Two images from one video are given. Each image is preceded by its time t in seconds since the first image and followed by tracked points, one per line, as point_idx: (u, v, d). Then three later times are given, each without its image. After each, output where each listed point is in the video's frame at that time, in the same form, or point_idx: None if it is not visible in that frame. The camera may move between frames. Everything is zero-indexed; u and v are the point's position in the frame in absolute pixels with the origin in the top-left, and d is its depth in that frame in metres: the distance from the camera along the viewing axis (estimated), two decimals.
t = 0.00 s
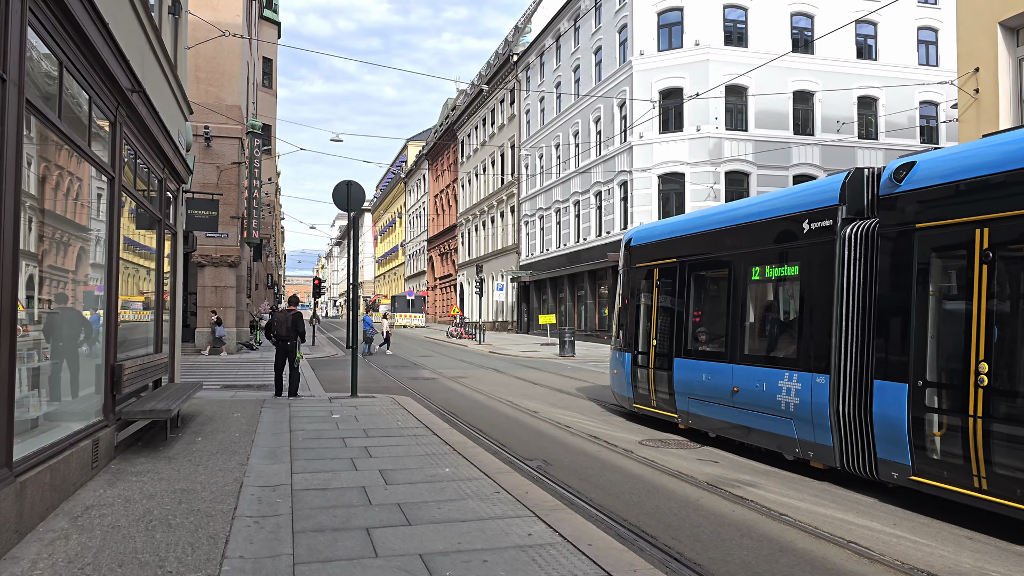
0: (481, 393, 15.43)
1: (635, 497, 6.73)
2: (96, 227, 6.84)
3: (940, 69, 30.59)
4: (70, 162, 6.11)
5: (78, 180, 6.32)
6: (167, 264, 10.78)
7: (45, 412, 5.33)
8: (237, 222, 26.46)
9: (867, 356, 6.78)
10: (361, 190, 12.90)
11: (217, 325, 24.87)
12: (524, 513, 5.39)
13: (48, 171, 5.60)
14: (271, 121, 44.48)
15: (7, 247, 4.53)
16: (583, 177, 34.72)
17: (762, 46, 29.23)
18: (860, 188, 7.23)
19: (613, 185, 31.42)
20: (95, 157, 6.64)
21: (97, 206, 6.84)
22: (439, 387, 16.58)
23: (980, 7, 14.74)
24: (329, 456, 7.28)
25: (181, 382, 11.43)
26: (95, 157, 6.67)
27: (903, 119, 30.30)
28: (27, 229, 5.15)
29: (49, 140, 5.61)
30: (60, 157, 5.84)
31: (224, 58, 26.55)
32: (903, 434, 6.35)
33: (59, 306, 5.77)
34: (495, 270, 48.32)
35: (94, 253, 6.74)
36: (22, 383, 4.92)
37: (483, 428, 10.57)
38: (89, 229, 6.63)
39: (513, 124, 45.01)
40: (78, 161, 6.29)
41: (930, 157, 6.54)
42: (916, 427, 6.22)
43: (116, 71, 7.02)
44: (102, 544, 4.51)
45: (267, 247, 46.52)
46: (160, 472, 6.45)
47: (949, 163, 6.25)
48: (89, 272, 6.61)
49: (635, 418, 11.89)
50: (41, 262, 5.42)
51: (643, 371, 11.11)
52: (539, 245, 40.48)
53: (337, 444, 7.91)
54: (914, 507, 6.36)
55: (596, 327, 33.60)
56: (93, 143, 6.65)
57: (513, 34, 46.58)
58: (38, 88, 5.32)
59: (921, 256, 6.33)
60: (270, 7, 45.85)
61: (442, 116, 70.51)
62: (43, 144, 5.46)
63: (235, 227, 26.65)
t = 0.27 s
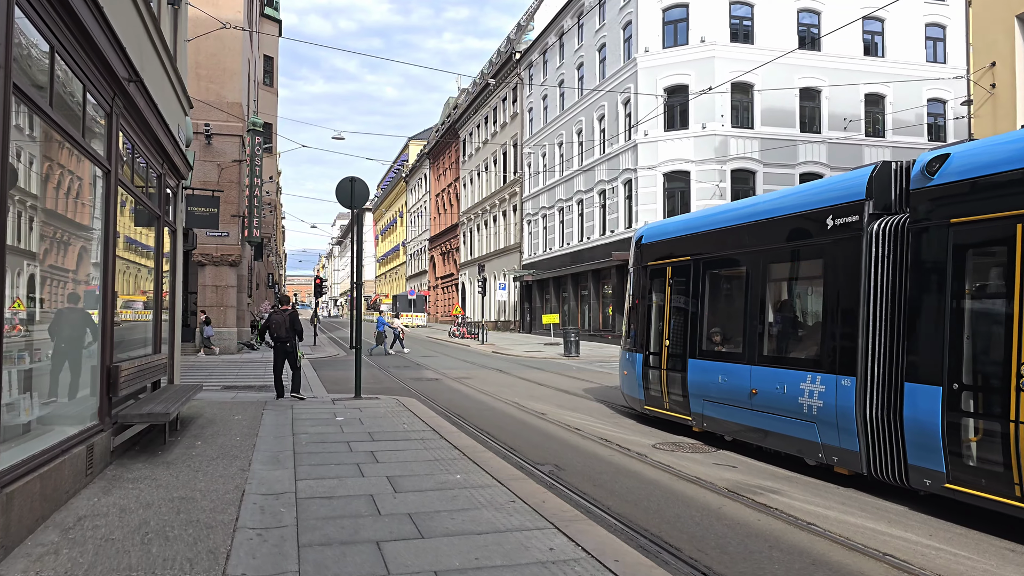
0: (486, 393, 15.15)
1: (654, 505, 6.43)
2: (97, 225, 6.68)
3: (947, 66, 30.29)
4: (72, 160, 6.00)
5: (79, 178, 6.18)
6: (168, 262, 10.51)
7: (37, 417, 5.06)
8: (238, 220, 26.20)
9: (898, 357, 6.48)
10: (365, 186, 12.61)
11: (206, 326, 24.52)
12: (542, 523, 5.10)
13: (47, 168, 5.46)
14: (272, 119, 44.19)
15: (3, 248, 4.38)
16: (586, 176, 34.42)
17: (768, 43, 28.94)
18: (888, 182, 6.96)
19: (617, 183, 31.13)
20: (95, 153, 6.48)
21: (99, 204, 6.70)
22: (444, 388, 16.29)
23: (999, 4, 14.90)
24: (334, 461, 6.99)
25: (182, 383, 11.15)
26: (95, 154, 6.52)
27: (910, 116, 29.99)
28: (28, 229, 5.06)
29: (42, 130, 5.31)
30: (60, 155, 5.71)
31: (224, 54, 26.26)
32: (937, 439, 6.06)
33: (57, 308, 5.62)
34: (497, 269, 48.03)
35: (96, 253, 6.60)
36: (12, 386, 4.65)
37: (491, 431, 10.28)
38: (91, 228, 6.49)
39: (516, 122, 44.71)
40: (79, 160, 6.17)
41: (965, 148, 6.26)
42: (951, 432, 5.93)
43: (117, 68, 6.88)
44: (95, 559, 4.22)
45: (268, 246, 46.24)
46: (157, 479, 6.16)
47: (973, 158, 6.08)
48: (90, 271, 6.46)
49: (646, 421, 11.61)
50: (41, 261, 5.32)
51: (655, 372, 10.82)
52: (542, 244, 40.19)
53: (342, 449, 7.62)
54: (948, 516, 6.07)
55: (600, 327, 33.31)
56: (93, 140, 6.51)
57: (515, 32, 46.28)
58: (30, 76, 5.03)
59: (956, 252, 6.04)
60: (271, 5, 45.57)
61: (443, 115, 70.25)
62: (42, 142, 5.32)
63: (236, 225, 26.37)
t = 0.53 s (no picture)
0: (491, 395, 14.85)
1: (674, 513, 6.12)
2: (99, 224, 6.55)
3: (955, 64, 29.96)
4: (75, 160, 5.94)
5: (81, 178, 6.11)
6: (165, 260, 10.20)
7: (24, 422, 4.77)
8: (238, 219, 25.95)
9: (930, 359, 6.18)
10: (368, 183, 12.32)
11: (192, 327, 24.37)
12: (559, 536, 4.78)
13: (48, 167, 5.40)
14: (272, 117, 43.90)
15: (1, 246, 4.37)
16: (590, 174, 34.11)
17: (774, 40, 28.62)
18: (917, 175, 6.66)
19: (621, 182, 30.82)
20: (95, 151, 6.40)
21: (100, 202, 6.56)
22: (448, 389, 15.98)
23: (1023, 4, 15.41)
24: (337, 468, 6.68)
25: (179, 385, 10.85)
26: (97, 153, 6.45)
27: (917, 114, 29.66)
28: (29, 228, 5.05)
29: (28, 119, 4.98)
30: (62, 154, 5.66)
31: (224, 51, 25.95)
32: (972, 445, 5.75)
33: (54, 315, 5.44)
34: (499, 269, 47.72)
35: (98, 251, 6.46)
36: None
37: (498, 434, 9.99)
38: (93, 227, 6.37)
39: (518, 121, 44.42)
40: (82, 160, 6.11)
41: (1001, 139, 5.96)
42: (989, 438, 5.63)
43: (110, 56, 6.56)
44: None
45: (269, 246, 45.96)
46: (152, 487, 5.86)
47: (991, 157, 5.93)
48: (91, 270, 6.31)
49: (656, 423, 11.32)
50: (43, 261, 5.28)
51: (666, 374, 10.52)
52: (545, 243, 39.89)
53: (345, 454, 7.32)
54: (984, 526, 5.76)
55: (604, 327, 33.00)
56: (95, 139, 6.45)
57: (518, 30, 45.97)
58: (14, 61, 4.70)
59: (994, 249, 5.74)
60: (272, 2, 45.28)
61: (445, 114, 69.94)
62: (44, 141, 5.28)
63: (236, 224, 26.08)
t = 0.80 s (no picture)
0: (495, 397, 14.55)
1: (694, 526, 5.82)
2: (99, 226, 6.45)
3: (963, 61, 29.62)
4: (76, 162, 5.92)
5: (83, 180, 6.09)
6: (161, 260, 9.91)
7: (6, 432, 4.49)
8: (238, 218, 25.68)
9: (964, 364, 5.87)
10: (370, 181, 12.00)
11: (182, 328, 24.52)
12: (577, 554, 4.47)
13: (47, 167, 5.37)
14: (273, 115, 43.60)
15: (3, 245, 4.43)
16: (593, 172, 33.81)
17: (780, 37, 28.28)
18: (946, 171, 6.36)
19: (625, 180, 30.52)
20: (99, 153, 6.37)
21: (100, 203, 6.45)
22: (451, 391, 15.68)
23: None
24: (339, 477, 6.37)
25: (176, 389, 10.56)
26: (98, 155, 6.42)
27: (924, 112, 29.30)
28: (30, 228, 5.08)
29: (5, 110, 4.64)
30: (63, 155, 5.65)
31: (224, 48, 25.64)
32: (1009, 456, 5.44)
33: (42, 318, 5.20)
34: (501, 268, 47.43)
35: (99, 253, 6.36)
36: None
37: (504, 439, 9.69)
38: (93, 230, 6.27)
39: (520, 119, 44.09)
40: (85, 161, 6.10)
41: None
42: None
43: (100, 45, 6.19)
44: None
45: (269, 245, 45.70)
46: (144, 500, 5.55)
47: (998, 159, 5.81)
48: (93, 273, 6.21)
49: (666, 427, 11.02)
50: (42, 261, 5.24)
51: (677, 377, 10.22)
52: (547, 243, 39.59)
53: (348, 462, 7.01)
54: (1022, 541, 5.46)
55: (607, 327, 32.71)
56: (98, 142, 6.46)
57: (520, 28, 45.64)
58: None
59: None
60: None
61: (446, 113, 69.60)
62: (44, 141, 5.27)
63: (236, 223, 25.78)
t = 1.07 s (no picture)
0: (500, 398, 14.26)
1: (715, 536, 5.52)
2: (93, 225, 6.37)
3: (969, 57, 29.31)
4: (64, 153, 5.63)
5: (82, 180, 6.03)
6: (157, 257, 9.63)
7: None
8: (237, 216, 25.30)
9: (1001, 364, 5.56)
10: (372, 176, 11.69)
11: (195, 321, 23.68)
12: (597, 568, 4.17)
13: (46, 166, 5.31)
14: (273, 114, 43.30)
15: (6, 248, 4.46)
16: (595, 171, 33.53)
17: (785, 33, 27.97)
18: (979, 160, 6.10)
19: (628, 179, 30.24)
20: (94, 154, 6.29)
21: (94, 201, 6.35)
22: (454, 392, 15.38)
23: None
24: (341, 484, 6.08)
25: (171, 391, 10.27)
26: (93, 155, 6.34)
27: (930, 109, 29.00)
28: (29, 228, 4.99)
29: None
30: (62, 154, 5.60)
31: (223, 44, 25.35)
32: None
33: (31, 316, 4.97)
34: (502, 268, 47.15)
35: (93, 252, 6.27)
36: None
37: (511, 441, 9.39)
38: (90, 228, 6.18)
39: (522, 118, 43.79)
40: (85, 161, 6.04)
41: None
42: None
43: (89, 27, 5.88)
44: None
45: (269, 244, 45.41)
46: (135, 508, 5.25)
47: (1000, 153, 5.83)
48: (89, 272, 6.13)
49: (677, 429, 10.72)
50: (41, 261, 5.15)
51: (689, 378, 9.91)
52: (549, 242, 39.30)
53: (350, 467, 6.71)
54: None
55: (610, 327, 32.42)
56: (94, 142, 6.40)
57: (521, 26, 45.35)
58: None
59: None
60: None
61: (446, 112, 69.31)
62: (42, 139, 5.21)
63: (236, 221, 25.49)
